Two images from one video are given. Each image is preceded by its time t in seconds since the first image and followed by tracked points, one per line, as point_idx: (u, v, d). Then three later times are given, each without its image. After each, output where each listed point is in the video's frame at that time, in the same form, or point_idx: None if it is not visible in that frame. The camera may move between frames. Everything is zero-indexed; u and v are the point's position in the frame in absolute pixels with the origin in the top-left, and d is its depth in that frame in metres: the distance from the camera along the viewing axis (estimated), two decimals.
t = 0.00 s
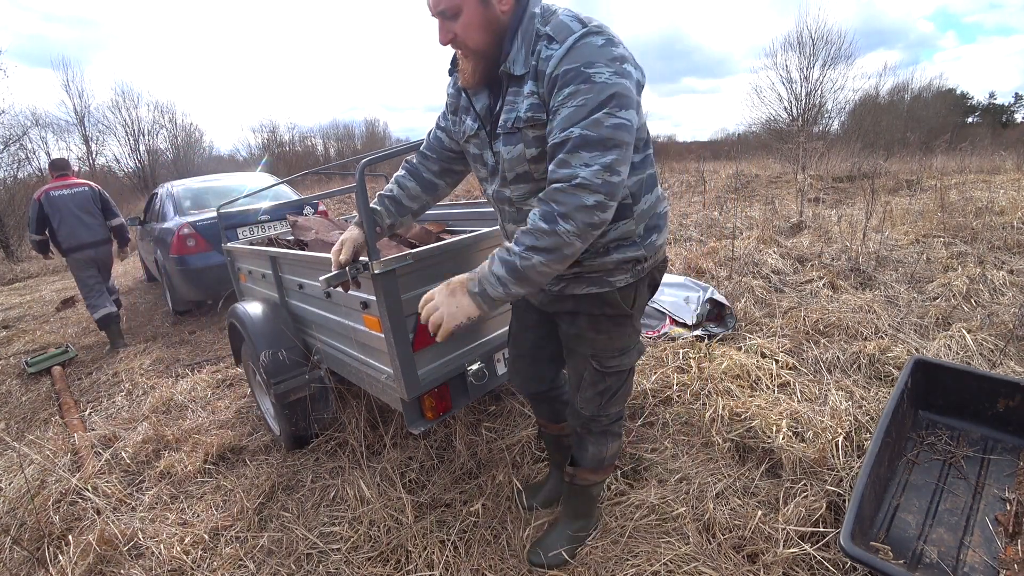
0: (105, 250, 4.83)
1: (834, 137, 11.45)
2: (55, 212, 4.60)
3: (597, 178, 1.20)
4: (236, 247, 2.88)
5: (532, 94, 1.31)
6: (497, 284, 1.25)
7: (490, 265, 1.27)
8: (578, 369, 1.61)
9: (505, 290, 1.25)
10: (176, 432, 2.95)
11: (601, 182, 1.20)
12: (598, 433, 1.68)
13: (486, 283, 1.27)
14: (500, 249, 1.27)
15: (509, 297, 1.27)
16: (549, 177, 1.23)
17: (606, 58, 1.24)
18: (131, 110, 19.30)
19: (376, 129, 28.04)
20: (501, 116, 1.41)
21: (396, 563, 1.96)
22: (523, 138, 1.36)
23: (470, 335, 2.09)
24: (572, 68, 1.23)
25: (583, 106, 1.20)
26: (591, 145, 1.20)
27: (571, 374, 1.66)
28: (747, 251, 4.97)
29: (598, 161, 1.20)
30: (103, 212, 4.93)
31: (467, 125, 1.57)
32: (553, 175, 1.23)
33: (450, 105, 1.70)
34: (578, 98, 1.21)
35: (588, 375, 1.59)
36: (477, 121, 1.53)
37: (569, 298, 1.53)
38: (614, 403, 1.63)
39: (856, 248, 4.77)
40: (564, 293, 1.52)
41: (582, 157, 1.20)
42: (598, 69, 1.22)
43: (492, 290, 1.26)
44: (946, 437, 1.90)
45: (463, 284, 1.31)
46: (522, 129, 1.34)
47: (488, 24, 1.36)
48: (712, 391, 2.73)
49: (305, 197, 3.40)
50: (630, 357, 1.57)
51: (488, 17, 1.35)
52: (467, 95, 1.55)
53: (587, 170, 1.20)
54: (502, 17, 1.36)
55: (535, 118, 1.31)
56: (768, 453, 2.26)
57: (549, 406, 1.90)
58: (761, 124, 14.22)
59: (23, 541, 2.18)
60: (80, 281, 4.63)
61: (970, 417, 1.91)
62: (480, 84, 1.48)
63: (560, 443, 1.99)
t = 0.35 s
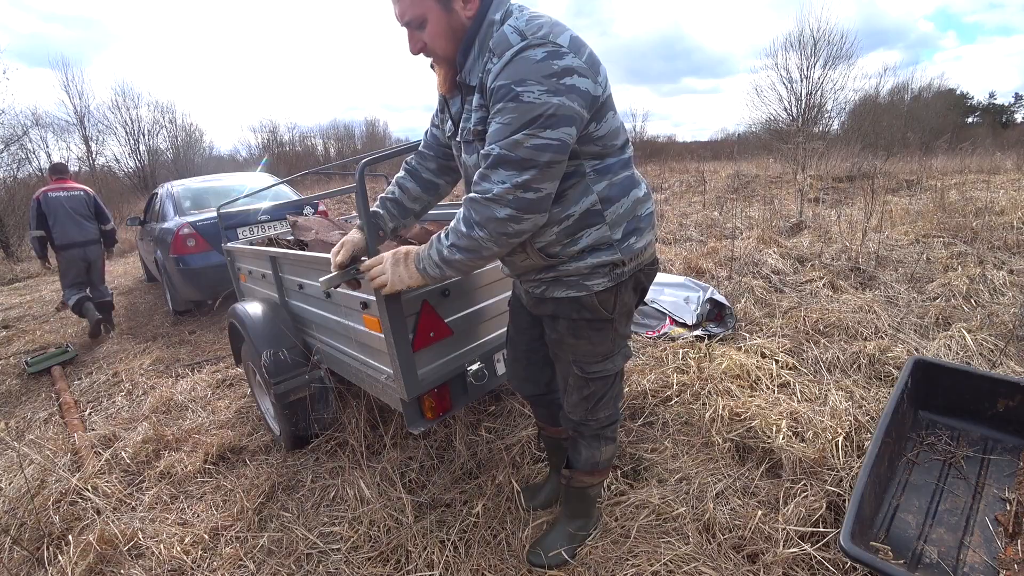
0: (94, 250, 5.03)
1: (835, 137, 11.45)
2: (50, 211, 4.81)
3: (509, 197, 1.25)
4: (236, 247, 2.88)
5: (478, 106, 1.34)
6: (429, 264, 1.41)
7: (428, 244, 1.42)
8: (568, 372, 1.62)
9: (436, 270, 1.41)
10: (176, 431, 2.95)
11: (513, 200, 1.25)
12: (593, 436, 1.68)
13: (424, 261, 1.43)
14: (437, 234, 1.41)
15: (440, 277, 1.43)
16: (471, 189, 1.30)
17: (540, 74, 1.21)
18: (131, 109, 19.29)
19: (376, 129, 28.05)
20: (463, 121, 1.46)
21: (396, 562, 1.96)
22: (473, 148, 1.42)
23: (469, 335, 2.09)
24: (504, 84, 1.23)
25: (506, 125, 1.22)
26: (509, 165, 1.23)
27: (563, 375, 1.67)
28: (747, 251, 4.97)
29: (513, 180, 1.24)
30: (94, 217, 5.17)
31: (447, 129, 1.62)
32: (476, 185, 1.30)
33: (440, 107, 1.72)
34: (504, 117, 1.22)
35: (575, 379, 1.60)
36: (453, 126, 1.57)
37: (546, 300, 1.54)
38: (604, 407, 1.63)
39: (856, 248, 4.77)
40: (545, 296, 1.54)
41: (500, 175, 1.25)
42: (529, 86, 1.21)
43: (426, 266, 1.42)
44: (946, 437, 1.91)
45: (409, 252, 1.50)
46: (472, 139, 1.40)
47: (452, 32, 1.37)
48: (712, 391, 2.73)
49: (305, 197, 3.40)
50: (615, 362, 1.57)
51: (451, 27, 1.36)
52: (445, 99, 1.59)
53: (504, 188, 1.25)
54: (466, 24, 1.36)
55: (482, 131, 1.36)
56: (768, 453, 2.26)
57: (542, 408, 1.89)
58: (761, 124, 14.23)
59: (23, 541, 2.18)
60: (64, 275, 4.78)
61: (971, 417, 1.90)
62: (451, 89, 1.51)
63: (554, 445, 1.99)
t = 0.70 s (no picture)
0: (83, 252, 5.16)
1: (835, 137, 11.45)
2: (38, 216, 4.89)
3: (506, 191, 1.24)
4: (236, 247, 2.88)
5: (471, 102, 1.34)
6: (427, 267, 1.42)
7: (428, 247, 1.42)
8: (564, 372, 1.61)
9: (433, 273, 1.41)
10: (176, 432, 2.95)
11: (510, 194, 1.24)
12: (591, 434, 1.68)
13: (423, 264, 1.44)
14: (435, 237, 1.41)
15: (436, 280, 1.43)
16: (466, 185, 1.30)
17: (535, 67, 1.21)
18: (131, 109, 19.29)
19: (376, 129, 28.05)
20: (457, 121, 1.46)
21: (396, 562, 1.96)
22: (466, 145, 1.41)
23: (469, 335, 2.09)
24: (499, 77, 1.22)
25: (503, 118, 1.21)
26: (505, 158, 1.22)
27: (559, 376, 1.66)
28: (747, 251, 4.97)
29: (510, 174, 1.23)
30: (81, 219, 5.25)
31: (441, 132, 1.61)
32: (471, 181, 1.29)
33: (434, 110, 1.72)
34: (500, 110, 1.21)
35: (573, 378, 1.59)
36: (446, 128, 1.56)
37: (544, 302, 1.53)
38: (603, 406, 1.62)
39: (856, 248, 4.77)
40: (542, 299, 1.53)
41: (496, 169, 1.24)
42: (525, 78, 1.21)
43: (424, 270, 1.43)
44: (946, 437, 1.91)
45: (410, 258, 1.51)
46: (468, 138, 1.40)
47: (444, 35, 1.36)
48: (712, 391, 2.73)
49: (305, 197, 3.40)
50: (613, 362, 1.58)
51: (445, 29, 1.36)
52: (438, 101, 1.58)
53: (500, 182, 1.24)
54: (458, 26, 1.35)
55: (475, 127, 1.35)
56: (768, 453, 2.26)
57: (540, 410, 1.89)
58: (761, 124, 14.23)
59: (22, 541, 2.18)
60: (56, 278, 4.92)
61: (971, 417, 1.90)
62: (443, 91, 1.50)
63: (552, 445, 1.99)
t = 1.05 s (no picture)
0: (64, 256, 5.35)
1: (835, 137, 11.45)
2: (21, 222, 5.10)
3: (578, 177, 1.16)
4: (236, 247, 2.88)
5: (491, 94, 1.28)
6: (509, 302, 1.25)
7: (499, 285, 1.26)
8: (563, 371, 1.60)
9: (518, 306, 1.25)
10: (176, 431, 2.95)
11: (578, 181, 1.16)
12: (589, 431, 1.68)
13: (498, 303, 1.27)
14: (501, 266, 1.27)
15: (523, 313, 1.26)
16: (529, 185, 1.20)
17: (563, 48, 1.19)
18: (131, 109, 19.30)
19: (376, 129, 28.09)
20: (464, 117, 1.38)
21: (396, 562, 1.96)
22: (483, 140, 1.33)
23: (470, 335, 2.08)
24: (530, 63, 1.19)
25: (549, 102, 1.16)
26: (563, 143, 1.16)
27: (558, 375, 1.65)
28: (747, 251, 4.97)
29: (574, 158, 1.16)
30: (62, 224, 5.47)
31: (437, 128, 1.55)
32: (532, 178, 1.20)
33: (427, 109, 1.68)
34: (541, 95, 1.17)
35: (573, 376, 1.58)
36: (443, 124, 1.51)
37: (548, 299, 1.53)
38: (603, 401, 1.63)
39: (856, 249, 4.77)
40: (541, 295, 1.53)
41: (556, 157, 1.16)
42: (559, 58, 1.18)
43: (503, 308, 1.26)
44: (946, 437, 1.91)
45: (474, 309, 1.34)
46: (482, 130, 1.32)
47: (443, 28, 1.34)
48: (712, 391, 2.73)
49: (305, 197, 3.40)
50: (615, 357, 1.58)
51: (443, 22, 1.33)
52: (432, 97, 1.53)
53: (564, 170, 1.16)
54: (455, 20, 1.33)
55: (495, 119, 1.28)
56: (768, 453, 2.26)
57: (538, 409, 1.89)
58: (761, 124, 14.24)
59: (22, 540, 2.18)
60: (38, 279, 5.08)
61: (971, 417, 1.90)
62: (440, 88, 1.46)
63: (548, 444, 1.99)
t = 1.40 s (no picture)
0: (57, 261, 5.45)
1: (834, 137, 11.45)
2: (20, 225, 5.20)
3: (650, 169, 1.16)
4: (236, 247, 2.88)
5: (526, 84, 1.26)
6: (618, 317, 1.22)
7: (601, 307, 1.22)
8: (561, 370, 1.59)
9: (625, 316, 1.23)
10: (176, 432, 2.95)
11: (650, 172, 1.16)
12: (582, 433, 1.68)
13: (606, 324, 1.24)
14: (592, 282, 1.23)
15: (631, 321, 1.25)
16: (596, 182, 1.17)
17: (608, 42, 1.19)
18: (131, 109, 19.31)
19: (376, 129, 28.09)
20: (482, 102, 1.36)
21: (396, 562, 1.96)
22: (507, 128, 1.32)
23: (470, 335, 2.08)
24: (580, 56, 1.17)
25: (606, 95, 1.15)
26: (628, 136, 1.15)
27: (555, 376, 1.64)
28: (747, 251, 4.97)
29: (640, 151, 1.15)
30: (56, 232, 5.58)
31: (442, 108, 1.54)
32: (596, 174, 1.17)
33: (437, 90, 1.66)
34: (596, 88, 1.16)
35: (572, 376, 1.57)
36: (450, 105, 1.50)
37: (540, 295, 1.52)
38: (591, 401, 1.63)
39: (856, 248, 4.77)
40: (532, 293, 1.54)
41: (624, 150, 1.15)
42: (609, 51, 1.18)
43: (617, 325, 1.23)
44: (946, 437, 1.91)
45: (580, 346, 1.29)
46: (506, 118, 1.31)
47: (458, 8, 1.35)
48: (712, 391, 2.73)
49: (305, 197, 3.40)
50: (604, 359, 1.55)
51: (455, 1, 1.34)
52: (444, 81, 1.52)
53: (635, 163, 1.15)
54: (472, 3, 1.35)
55: (522, 109, 1.27)
56: (768, 453, 2.26)
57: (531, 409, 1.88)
58: (761, 124, 14.25)
59: (22, 540, 2.18)
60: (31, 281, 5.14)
61: (971, 417, 1.90)
62: (449, 69, 1.46)
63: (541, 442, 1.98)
